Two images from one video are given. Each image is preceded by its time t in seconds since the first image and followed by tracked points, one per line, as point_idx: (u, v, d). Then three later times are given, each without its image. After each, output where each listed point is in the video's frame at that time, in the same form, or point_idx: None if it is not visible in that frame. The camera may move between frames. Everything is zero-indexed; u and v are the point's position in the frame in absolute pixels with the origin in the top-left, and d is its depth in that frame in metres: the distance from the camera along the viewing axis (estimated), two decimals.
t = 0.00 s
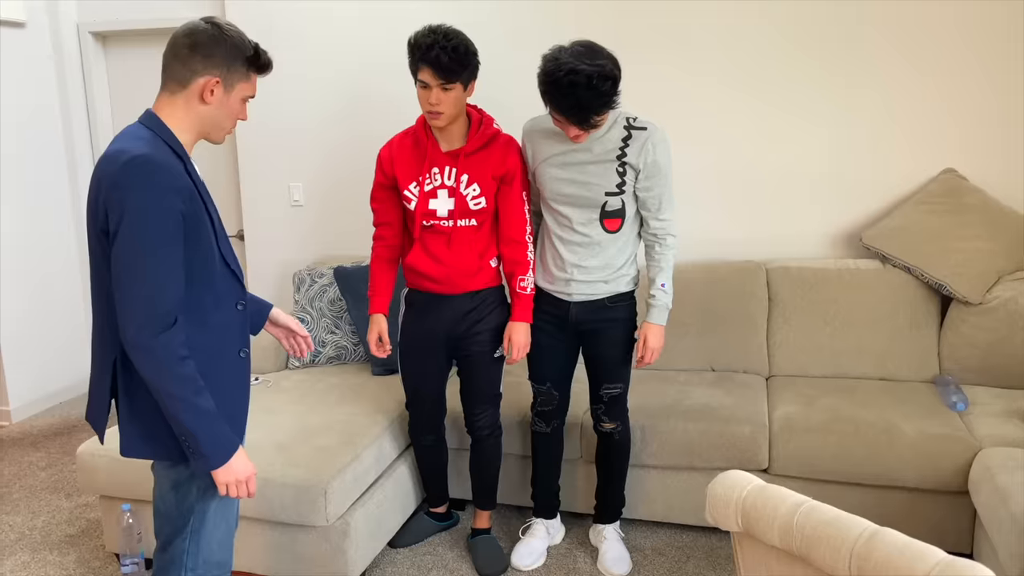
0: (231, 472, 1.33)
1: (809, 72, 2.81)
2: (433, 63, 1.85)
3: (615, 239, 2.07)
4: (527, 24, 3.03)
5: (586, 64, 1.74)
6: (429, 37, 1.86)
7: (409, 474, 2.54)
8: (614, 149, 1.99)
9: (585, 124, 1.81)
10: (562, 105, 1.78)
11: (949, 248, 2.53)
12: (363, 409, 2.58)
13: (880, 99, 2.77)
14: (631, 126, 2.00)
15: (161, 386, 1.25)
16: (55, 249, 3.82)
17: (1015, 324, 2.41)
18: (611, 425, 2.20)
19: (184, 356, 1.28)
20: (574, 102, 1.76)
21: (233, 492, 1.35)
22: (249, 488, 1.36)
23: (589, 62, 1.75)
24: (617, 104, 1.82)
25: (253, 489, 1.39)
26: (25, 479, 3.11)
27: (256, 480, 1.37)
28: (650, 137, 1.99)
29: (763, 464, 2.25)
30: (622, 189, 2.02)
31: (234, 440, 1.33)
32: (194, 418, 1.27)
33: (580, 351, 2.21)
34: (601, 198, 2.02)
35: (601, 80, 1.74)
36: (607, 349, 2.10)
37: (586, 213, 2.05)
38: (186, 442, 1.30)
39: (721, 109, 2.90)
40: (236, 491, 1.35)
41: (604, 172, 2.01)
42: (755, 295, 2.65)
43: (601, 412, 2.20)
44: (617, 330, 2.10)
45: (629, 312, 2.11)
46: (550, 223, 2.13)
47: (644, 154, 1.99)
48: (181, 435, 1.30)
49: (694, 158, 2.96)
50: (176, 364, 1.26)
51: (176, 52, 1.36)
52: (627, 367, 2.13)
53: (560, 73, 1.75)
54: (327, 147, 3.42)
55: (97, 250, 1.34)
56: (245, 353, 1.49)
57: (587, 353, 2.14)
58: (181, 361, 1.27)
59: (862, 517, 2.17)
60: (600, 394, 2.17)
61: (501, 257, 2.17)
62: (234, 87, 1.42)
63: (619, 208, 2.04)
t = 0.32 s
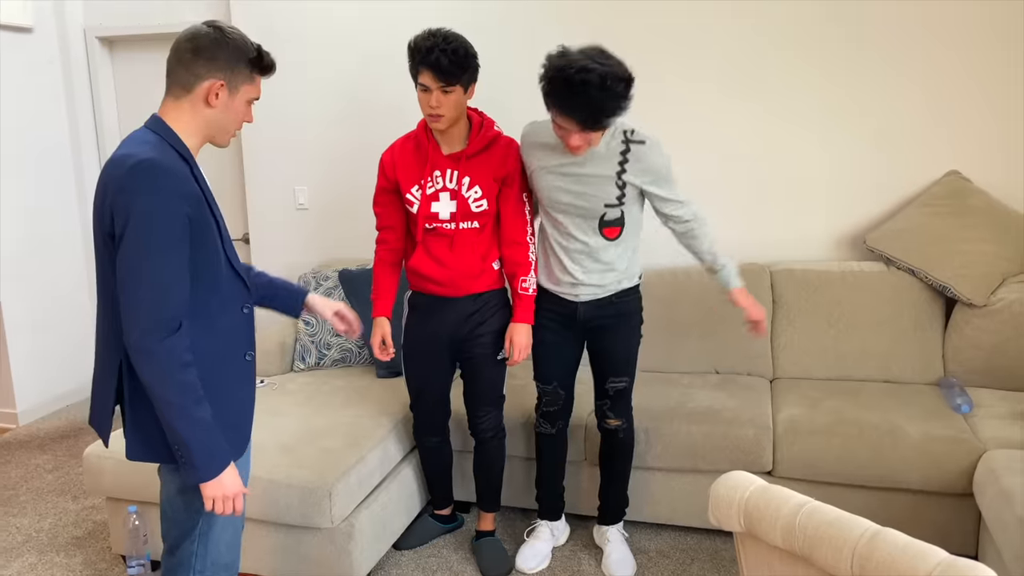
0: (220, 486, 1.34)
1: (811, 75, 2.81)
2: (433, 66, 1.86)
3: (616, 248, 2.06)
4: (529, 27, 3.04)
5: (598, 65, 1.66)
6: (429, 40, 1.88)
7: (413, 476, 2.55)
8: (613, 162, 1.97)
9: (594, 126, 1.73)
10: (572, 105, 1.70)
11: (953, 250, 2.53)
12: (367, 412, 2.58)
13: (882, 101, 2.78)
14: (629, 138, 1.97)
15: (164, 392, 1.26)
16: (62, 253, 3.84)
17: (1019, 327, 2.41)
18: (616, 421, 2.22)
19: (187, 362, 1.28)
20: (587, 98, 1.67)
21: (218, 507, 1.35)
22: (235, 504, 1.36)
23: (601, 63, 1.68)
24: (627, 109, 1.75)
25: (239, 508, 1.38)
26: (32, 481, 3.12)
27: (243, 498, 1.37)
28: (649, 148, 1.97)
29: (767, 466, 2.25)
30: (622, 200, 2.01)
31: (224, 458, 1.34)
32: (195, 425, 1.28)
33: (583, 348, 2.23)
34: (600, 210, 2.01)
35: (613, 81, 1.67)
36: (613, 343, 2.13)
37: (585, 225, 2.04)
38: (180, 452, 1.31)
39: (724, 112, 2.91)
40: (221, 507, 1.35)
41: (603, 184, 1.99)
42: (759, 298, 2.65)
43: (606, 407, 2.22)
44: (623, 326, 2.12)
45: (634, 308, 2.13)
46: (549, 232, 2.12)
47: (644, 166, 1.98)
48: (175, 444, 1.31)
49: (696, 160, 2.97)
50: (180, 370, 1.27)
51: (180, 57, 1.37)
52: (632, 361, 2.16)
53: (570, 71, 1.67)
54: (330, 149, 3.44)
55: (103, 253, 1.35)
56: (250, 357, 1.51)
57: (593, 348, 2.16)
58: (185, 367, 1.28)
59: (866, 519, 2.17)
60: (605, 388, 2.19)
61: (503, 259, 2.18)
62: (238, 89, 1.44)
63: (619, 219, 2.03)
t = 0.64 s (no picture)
0: (216, 464, 1.31)
1: (814, 78, 2.82)
2: (430, 67, 1.88)
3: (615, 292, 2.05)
4: (534, 31, 3.06)
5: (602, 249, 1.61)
6: (427, 42, 1.90)
7: (419, 479, 2.56)
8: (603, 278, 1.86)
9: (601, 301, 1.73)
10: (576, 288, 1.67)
11: (958, 252, 2.53)
12: (373, 414, 2.60)
13: (887, 104, 2.78)
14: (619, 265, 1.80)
15: (139, 371, 1.26)
16: (71, 257, 3.87)
17: None
18: (622, 416, 2.24)
19: (162, 351, 1.27)
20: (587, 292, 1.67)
21: (221, 487, 1.33)
22: (239, 483, 1.34)
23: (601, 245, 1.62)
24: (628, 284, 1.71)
25: (246, 487, 1.35)
26: (40, 484, 3.14)
27: (244, 477, 1.34)
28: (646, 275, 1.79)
29: (772, 468, 2.25)
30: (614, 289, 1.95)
31: (218, 429, 1.32)
32: (173, 411, 1.27)
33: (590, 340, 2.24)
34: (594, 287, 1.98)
35: (616, 266, 1.63)
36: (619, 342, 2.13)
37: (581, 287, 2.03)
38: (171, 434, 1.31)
39: (728, 114, 2.91)
40: (225, 486, 1.33)
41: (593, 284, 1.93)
42: (764, 301, 2.65)
43: (613, 403, 2.24)
44: (628, 326, 2.11)
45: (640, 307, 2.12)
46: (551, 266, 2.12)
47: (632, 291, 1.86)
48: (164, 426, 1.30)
49: (700, 163, 2.97)
50: (156, 352, 1.26)
51: (214, 67, 1.37)
52: (638, 355, 2.16)
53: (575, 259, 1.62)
54: (335, 152, 3.46)
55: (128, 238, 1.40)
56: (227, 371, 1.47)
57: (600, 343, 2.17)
58: (160, 350, 1.27)
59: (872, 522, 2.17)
60: (613, 381, 2.20)
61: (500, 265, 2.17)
62: (275, 86, 1.41)
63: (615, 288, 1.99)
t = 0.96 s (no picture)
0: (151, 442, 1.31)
1: (816, 80, 2.83)
2: (411, 88, 1.87)
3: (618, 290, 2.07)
4: (537, 34, 3.08)
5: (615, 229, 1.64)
6: (407, 62, 1.88)
7: (422, 480, 2.58)
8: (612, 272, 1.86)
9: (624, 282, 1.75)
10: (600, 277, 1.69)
11: (960, 254, 2.53)
12: (378, 415, 2.61)
13: (891, 106, 2.79)
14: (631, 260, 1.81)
15: (121, 335, 1.28)
16: (78, 259, 3.90)
17: None
18: (624, 417, 2.25)
19: (149, 323, 1.29)
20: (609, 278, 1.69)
21: (149, 467, 1.32)
22: (166, 470, 1.32)
23: (615, 223, 1.65)
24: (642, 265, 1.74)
25: (172, 476, 1.34)
26: (47, 485, 3.16)
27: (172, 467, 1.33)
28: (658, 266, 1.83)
29: (775, 469, 2.26)
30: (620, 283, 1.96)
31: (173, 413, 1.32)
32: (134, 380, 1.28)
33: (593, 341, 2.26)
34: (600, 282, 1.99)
35: (632, 245, 1.66)
36: (621, 341, 2.15)
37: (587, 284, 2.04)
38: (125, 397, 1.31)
39: (731, 117, 2.92)
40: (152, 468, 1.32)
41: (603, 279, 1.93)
42: (767, 303, 2.65)
43: (615, 403, 2.26)
44: (632, 326, 2.15)
45: (642, 307, 2.16)
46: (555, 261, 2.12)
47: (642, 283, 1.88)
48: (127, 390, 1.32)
49: (703, 165, 2.98)
50: (140, 322, 1.28)
51: (308, 102, 1.42)
52: (640, 357, 2.19)
53: (593, 244, 1.64)
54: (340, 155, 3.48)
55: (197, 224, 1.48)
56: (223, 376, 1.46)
57: (604, 342, 2.19)
58: (146, 321, 1.29)
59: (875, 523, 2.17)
60: (616, 381, 2.22)
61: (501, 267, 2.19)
62: (359, 128, 1.44)
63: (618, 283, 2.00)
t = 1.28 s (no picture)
0: (213, 438, 1.43)
1: (819, 83, 2.84)
2: (418, 88, 1.89)
3: (621, 286, 2.13)
4: (540, 39, 3.10)
5: (618, 159, 1.68)
6: (412, 62, 1.90)
7: (427, 481, 2.60)
8: (618, 242, 1.98)
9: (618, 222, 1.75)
10: (596, 207, 1.70)
11: (963, 255, 2.54)
12: (383, 417, 2.63)
13: (893, 108, 2.80)
14: (637, 227, 1.94)
15: (187, 343, 1.36)
16: (86, 263, 3.92)
17: None
18: (626, 418, 2.26)
19: (212, 330, 1.38)
20: (603, 207, 1.69)
21: (208, 459, 1.44)
22: (223, 462, 1.45)
23: (619, 157, 1.69)
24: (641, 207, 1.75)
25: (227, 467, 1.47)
26: (55, 486, 3.19)
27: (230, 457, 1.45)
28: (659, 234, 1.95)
29: (778, 470, 2.27)
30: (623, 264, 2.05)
31: (225, 414, 1.43)
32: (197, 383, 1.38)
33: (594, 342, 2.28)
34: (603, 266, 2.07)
35: (632, 179, 1.68)
36: (622, 344, 2.18)
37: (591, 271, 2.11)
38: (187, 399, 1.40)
39: (734, 120, 2.93)
40: (211, 459, 1.45)
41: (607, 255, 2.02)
42: (770, 305, 2.66)
43: (617, 404, 2.27)
44: (634, 327, 2.17)
45: (643, 308, 2.19)
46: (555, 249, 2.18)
47: (644, 257, 1.99)
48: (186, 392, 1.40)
49: (706, 168, 2.99)
50: (203, 330, 1.37)
51: (351, 114, 1.50)
52: (642, 359, 2.20)
53: (592, 170, 1.67)
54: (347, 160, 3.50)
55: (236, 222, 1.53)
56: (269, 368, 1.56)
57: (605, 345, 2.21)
58: (207, 330, 1.37)
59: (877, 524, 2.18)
60: (617, 384, 2.23)
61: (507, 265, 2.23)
62: (397, 143, 1.53)
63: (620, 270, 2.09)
